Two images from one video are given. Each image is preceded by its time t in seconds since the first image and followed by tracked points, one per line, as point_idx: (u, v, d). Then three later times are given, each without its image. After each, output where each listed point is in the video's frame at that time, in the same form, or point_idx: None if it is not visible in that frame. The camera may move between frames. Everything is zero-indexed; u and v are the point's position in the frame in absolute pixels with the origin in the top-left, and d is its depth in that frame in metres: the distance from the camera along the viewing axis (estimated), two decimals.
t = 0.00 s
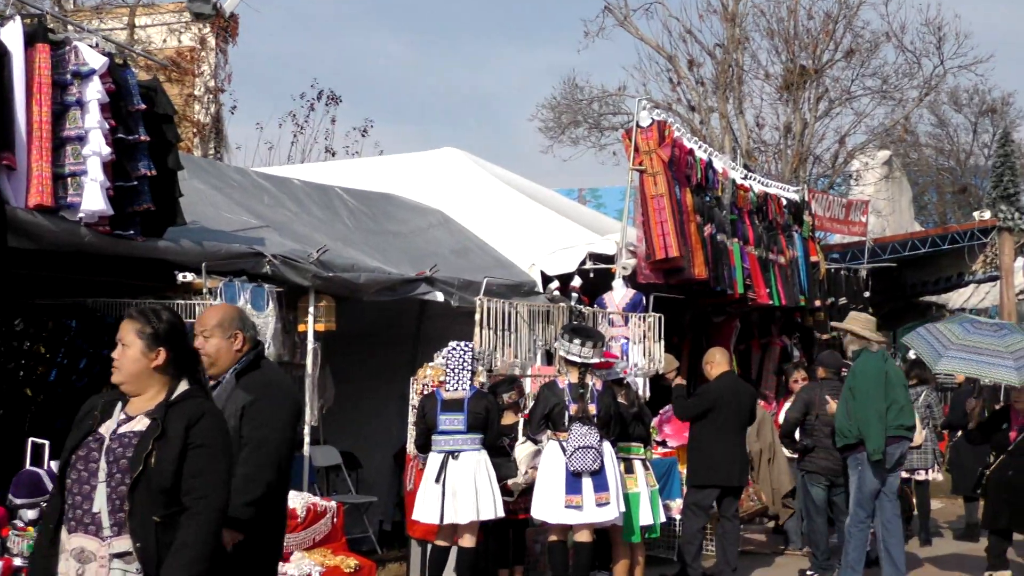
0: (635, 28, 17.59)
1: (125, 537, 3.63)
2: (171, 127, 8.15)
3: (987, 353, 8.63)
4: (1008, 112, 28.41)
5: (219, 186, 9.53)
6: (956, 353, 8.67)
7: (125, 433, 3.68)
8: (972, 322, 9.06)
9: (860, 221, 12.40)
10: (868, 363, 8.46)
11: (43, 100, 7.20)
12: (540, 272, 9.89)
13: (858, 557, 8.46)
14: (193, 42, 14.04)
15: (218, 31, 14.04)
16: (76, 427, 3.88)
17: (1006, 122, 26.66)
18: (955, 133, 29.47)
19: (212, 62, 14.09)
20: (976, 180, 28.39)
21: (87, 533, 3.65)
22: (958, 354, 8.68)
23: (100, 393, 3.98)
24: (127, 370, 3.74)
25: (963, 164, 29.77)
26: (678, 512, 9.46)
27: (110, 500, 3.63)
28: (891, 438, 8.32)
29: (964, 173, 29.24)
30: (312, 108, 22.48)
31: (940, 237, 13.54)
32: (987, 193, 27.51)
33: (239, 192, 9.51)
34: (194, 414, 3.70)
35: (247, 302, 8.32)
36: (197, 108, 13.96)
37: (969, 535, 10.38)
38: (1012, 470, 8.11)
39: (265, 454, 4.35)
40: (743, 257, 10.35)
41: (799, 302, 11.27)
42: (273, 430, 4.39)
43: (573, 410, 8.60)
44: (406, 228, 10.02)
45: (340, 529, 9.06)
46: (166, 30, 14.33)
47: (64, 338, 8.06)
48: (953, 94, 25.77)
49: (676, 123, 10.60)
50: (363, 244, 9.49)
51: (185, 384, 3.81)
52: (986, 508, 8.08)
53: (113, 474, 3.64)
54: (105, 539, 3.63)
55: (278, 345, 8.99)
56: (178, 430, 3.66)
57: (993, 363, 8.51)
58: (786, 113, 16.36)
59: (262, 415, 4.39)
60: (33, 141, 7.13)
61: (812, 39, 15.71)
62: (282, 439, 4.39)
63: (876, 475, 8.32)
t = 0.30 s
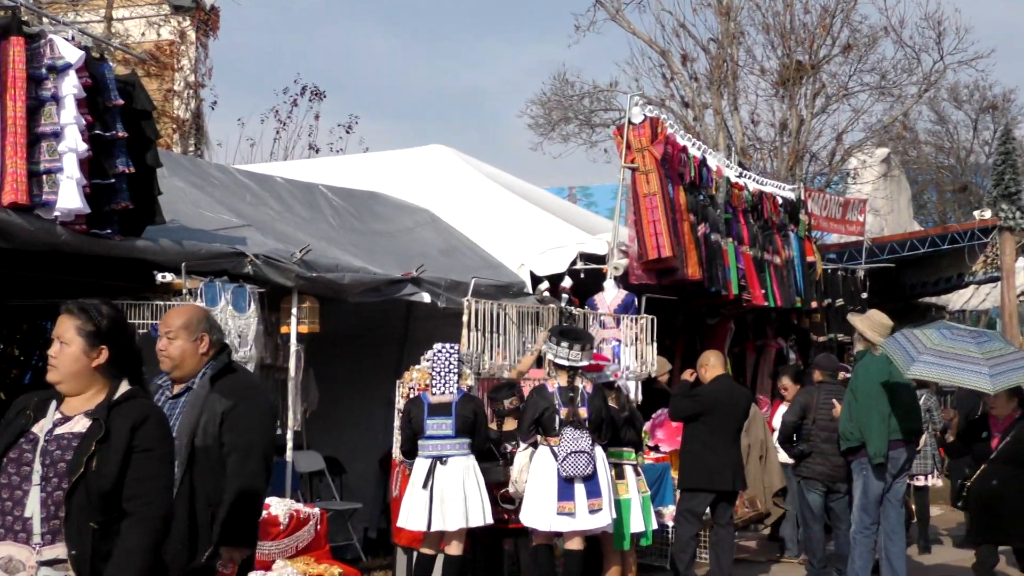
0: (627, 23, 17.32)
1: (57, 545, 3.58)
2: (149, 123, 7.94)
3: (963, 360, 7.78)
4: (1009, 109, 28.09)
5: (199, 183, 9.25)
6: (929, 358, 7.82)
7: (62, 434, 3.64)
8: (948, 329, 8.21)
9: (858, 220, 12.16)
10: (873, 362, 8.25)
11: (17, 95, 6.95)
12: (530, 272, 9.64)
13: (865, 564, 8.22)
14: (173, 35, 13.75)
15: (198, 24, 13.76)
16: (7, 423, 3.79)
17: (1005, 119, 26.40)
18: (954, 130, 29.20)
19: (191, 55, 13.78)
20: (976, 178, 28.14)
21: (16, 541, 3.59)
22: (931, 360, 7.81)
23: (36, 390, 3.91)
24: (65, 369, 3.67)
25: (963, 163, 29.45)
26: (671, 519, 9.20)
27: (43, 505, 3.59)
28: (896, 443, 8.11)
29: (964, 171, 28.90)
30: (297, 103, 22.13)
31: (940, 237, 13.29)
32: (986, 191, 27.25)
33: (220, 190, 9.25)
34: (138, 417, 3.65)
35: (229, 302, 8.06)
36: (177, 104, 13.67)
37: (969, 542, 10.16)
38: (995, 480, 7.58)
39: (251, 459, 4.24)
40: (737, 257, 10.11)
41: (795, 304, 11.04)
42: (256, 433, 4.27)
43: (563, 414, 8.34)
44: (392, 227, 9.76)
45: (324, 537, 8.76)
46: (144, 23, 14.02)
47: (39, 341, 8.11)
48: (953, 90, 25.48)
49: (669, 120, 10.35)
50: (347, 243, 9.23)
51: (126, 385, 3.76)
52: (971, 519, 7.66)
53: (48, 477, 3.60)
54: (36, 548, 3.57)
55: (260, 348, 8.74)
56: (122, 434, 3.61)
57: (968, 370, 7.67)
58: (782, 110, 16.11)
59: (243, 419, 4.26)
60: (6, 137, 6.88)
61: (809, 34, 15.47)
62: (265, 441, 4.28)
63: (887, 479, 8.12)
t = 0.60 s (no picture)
0: (620, 18, 17.09)
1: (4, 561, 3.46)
2: (128, 118, 7.68)
3: (941, 348, 7.53)
4: (1009, 106, 27.82)
5: (180, 180, 8.98)
6: (907, 348, 7.51)
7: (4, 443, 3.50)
8: (913, 321, 7.95)
9: (855, 219, 11.94)
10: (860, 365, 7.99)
11: None
12: (519, 272, 9.40)
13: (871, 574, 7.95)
14: (152, 28, 13.54)
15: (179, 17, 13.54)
16: None
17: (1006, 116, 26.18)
18: (954, 128, 28.96)
19: (171, 49, 13.59)
20: (976, 176, 27.90)
21: None
22: (910, 350, 7.50)
23: None
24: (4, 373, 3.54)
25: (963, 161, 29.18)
26: (664, 526, 8.98)
27: None
28: (891, 447, 7.86)
29: (964, 170, 28.61)
30: (282, 98, 21.82)
31: (940, 236, 13.07)
32: (987, 189, 27.02)
33: (200, 187, 8.99)
34: (83, 426, 3.46)
35: (210, 303, 7.81)
36: (156, 99, 13.43)
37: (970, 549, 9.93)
38: (980, 481, 7.15)
39: (220, 462, 4.01)
40: (732, 257, 9.87)
41: (791, 304, 10.81)
42: (222, 433, 4.05)
43: (554, 418, 8.10)
44: (378, 225, 9.52)
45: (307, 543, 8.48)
46: (122, 15, 13.82)
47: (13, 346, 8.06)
48: (954, 86, 25.23)
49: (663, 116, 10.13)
50: (332, 242, 8.98)
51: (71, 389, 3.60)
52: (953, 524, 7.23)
53: None
54: None
55: (242, 350, 8.49)
56: (68, 444, 3.43)
57: (950, 358, 7.42)
58: (778, 106, 15.88)
59: (207, 420, 4.03)
60: None
61: (806, 28, 15.24)
62: (233, 440, 4.06)
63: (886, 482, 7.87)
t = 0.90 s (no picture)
0: (610, 11, 16.84)
1: None
2: (103, 114, 7.41)
3: (930, 353, 7.26)
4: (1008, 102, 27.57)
5: (156, 177, 8.72)
6: (895, 360, 7.24)
7: None
8: (891, 328, 7.67)
9: (850, 218, 11.74)
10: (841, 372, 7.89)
11: None
12: (506, 271, 9.16)
13: None
14: (127, 21, 13.31)
15: (155, 9, 13.32)
16: None
17: (1004, 113, 25.97)
18: (951, 125, 28.76)
19: (147, 42, 13.33)
20: (973, 174, 27.70)
21: None
22: (899, 361, 7.24)
23: None
24: None
25: (962, 157, 28.94)
26: (654, 532, 8.71)
27: None
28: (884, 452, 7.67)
29: (963, 166, 28.35)
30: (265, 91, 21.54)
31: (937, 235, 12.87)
32: (984, 186, 26.83)
33: (177, 183, 8.73)
34: (25, 433, 3.37)
35: (187, 303, 7.56)
36: (132, 93, 13.18)
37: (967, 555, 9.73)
38: (961, 490, 7.02)
39: (158, 452, 4.17)
40: (724, 256, 9.64)
41: (784, 305, 10.58)
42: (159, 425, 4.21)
43: (541, 421, 7.86)
44: (361, 223, 9.28)
45: (288, 551, 8.14)
46: (97, 8, 13.57)
47: None
48: (952, 81, 25.00)
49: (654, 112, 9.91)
50: (313, 241, 8.73)
51: (12, 394, 3.47)
52: (935, 533, 7.10)
53: None
54: None
55: (220, 352, 8.24)
56: (8, 452, 3.34)
57: (941, 362, 7.16)
58: (771, 101, 15.66)
59: (145, 415, 4.18)
60: None
61: (799, 21, 15.03)
62: (169, 436, 4.21)
63: (868, 486, 7.72)
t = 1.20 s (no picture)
0: (599, 6, 16.61)
1: None
2: (77, 109, 7.14)
3: (923, 348, 7.00)
4: (1006, 98, 27.34)
5: (132, 175, 8.45)
6: (886, 355, 7.01)
7: None
8: (885, 321, 7.43)
9: (844, 217, 11.56)
10: (828, 372, 7.65)
11: None
12: (491, 272, 8.93)
13: None
14: (102, 14, 12.89)
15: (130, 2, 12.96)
16: None
17: (1002, 110, 25.74)
18: (947, 123, 28.53)
19: (122, 36, 13.00)
20: (970, 173, 27.47)
21: None
22: (890, 357, 7.01)
23: None
24: None
25: (959, 154, 28.75)
26: (644, 540, 8.53)
27: None
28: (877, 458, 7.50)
29: (959, 164, 28.13)
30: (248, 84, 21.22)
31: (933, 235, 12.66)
32: (981, 186, 26.60)
33: (154, 181, 8.48)
34: None
35: (163, 305, 7.31)
36: (107, 88, 12.91)
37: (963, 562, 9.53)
38: (945, 493, 6.70)
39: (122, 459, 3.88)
40: (715, 256, 9.41)
41: (777, 306, 10.36)
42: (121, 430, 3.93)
43: (529, 426, 7.64)
44: (341, 223, 9.03)
45: (267, 559, 7.86)
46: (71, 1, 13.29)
47: None
48: (948, 77, 24.77)
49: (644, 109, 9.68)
50: (293, 241, 8.48)
51: None
52: (919, 539, 6.79)
53: None
54: None
55: (197, 355, 7.99)
56: None
57: (935, 356, 6.88)
58: (763, 98, 15.43)
59: (107, 421, 3.90)
60: None
61: (792, 16, 14.82)
62: (133, 443, 3.93)
63: (854, 493, 7.53)
